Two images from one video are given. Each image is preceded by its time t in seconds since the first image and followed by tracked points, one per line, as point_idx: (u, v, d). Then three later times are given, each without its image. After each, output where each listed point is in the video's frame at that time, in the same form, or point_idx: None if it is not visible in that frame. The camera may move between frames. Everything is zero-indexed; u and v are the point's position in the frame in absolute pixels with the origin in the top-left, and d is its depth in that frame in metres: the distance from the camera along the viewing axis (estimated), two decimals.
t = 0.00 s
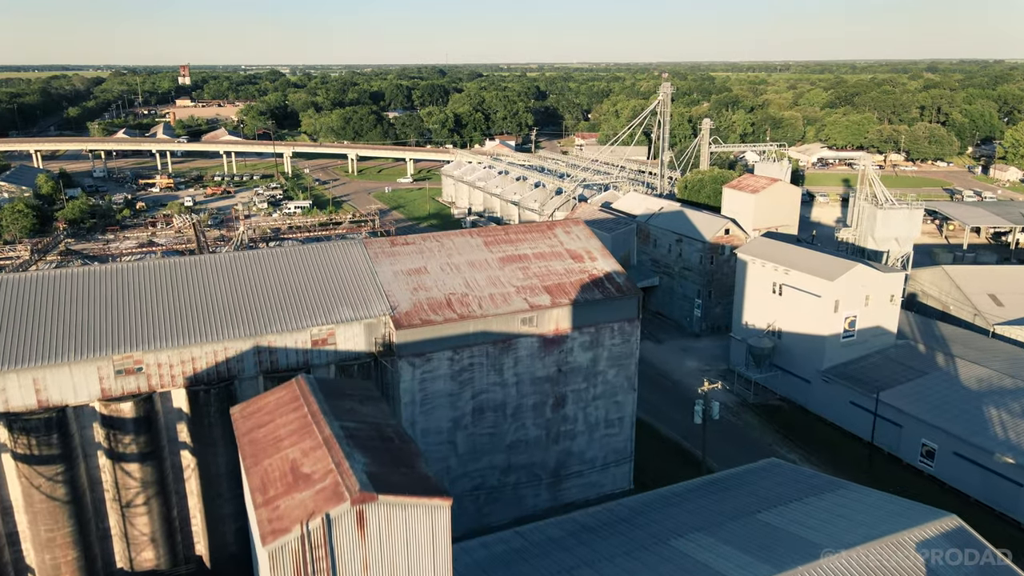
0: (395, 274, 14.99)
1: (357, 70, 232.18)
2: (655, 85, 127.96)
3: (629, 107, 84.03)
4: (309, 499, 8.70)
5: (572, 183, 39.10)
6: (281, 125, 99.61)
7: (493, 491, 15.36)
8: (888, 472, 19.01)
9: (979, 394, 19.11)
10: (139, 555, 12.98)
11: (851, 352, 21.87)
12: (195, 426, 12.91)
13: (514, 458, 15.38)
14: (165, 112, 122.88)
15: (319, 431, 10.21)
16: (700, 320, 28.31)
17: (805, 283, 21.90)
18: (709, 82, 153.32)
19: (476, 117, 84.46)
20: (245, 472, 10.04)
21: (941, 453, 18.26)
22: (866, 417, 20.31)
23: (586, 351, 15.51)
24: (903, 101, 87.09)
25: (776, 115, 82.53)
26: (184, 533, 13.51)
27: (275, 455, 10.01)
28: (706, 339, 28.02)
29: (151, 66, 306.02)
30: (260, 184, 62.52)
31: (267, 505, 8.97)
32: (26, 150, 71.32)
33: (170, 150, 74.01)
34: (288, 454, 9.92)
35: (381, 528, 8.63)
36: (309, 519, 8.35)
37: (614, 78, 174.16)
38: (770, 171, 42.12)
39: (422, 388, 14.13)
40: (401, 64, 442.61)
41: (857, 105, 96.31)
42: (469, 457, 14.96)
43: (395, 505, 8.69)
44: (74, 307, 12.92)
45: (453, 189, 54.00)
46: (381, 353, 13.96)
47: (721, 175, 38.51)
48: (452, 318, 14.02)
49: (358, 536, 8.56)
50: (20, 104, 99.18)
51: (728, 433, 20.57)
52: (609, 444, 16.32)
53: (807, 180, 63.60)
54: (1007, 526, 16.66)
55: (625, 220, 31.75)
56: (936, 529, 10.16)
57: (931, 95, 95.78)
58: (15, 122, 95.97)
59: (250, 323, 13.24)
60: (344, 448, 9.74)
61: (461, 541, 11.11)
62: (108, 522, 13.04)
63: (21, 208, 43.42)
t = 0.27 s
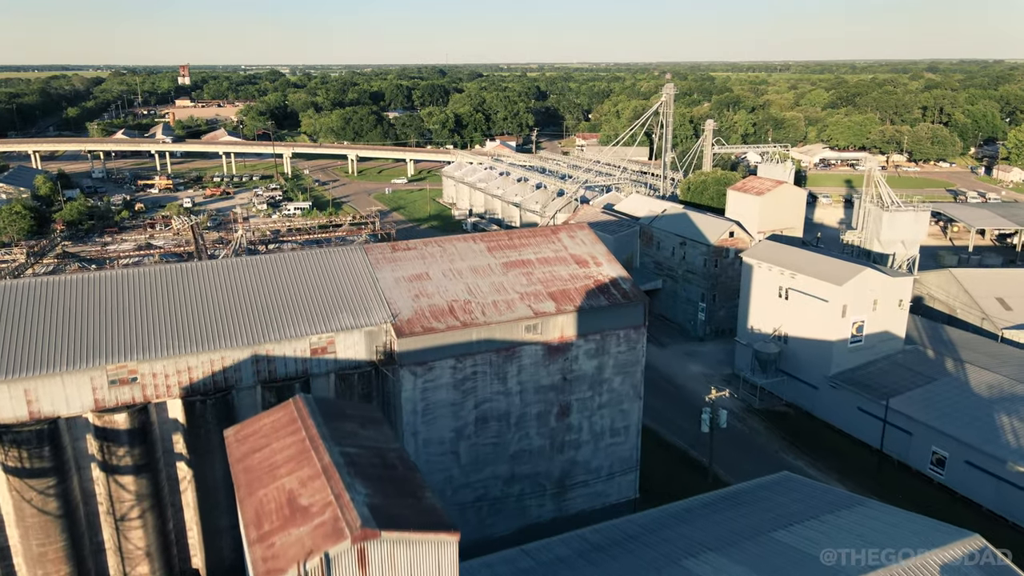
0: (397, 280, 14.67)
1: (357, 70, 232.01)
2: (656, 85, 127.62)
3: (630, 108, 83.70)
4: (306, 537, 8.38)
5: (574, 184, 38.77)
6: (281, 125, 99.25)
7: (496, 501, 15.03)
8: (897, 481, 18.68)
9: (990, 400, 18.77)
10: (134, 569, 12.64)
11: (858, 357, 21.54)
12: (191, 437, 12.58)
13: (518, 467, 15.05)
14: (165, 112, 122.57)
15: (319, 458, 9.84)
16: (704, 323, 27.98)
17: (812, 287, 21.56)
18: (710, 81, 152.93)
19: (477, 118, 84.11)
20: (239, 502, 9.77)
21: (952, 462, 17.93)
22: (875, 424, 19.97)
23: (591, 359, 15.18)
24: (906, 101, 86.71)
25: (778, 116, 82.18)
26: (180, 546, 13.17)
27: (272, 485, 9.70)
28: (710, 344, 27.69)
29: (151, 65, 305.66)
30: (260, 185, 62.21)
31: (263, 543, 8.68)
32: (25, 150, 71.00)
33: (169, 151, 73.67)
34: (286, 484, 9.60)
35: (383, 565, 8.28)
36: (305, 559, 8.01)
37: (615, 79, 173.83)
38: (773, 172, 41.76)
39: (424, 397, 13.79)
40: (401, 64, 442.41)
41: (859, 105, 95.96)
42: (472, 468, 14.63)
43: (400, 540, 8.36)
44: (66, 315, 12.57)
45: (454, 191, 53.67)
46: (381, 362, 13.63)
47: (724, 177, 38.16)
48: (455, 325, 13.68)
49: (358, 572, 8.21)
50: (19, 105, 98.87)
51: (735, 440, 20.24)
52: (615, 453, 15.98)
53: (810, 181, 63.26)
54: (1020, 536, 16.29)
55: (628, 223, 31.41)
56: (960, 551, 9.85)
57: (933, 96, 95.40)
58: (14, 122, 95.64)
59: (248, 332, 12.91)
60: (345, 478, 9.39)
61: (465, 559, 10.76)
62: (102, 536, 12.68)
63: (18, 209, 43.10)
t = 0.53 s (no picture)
0: (398, 286, 14.35)
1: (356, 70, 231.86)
2: (657, 86, 127.31)
3: (631, 108, 83.38)
4: None
5: (576, 186, 38.44)
6: (281, 125, 98.95)
7: (500, 513, 14.69)
8: (907, 489, 18.35)
9: (1001, 407, 18.43)
10: None
11: (866, 363, 21.21)
12: (187, 449, 12.24)
13: (522, 478, 14.73)
14: (165, 112, 122.28)
15: (317, 489, 9.44)
16: (709, 328, 27.67)
17: (819, 291, 21.23)
18: (711, 82, 152.60)
19: (477, 118, 83.80)
20: (233, 537, 9.45)
21: (963, 470, 17.60)
22: (884, 432, 19.64)
23: (596, 367, 14.86)
24: (908, 102, 86.38)
25: (780, 116, 81.86)
26: (176, 560, 12.82)
27: (267, 519, 9.35)
28: (715, 348, 27.38)
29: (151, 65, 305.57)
30: (259, 186, 61.92)
31: None
32: (23, 151, 70.69)
33: (168, 152, 73.37)
34: (282, 517, 9.26)
35: None
36: None
37: (615, 79, 173.56)
38: (776, 173, 41.45)
39: (426, 407, 13.47)
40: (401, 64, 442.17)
41: (861, 105, 95.65)
42: (475, 479, 14.30)
43: None
44: (59, 324, 12.24)
45: (454, 192, 53.37)
46: (382, 371, 13.31)
47: (727, 178, 37.84)
48: (458, 333, 13.36)
49: None
50: (18, 105, 98.59)
51: (741, 448, 19.92)
52: (620, 463, 15.66)
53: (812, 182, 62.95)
54: None
55: (631, 225, 31.10)
56: None
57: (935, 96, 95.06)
58: (13, 123, 95.36)
59: (246, 340, 12.58)
60: (345, 512, 9.02)
61: None
62: (96, 551, 12.35)
63: (16, 210, 42.80)
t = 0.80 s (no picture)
0: (399, 293, 14.02)
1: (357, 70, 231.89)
2: (657, 86, 126.95)
3: (632, 109, 83.07)
4: None
5: (579, 187, 38.08)
6: (281, 125, 98.66)
7: (504, 524, 14.36)
8: (917, 498, 18.04)
9: (1013, 414, 18.09)
10: None
11: (874, 369, 20.89)
12: (183, 461, 11.91)
13: (526, 488, 14.40)
14: (165, 112, 122.04)
15: (315, 524, 8.99)
16: (713, 331, 27.37)
17: (827, 296, 20.91)
18: (712, 82, 152.18)
19: (478, 118, 83.50)
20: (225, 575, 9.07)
21: (975, 479, 17.26)
22: (894, 439, 19.30)
23: (602, 376, 14.54)
24: (910, 102, 86.05)
25: (782, 117, 81.56)
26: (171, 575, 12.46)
27: (262, 556, 8.96)
28: (719, 352, 27.06)
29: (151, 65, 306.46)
30: (259, 187, 61.63)
31: None
32: (22, 152, 70.44)
33: (168, 153, 73.07)
34: (277, 554, 8.85)
35: None
36: None
37: (616, 79, 173.28)
38: (780, 175, 41.15)
39: (428, 418, 13.15)
40: (401, 64, 442.75)
41: (863, 106, 95.31)
42: (478, 490, 13.97)
43: None
44: (51, 333, 11.88)
45: (455, 193, 53.02)
46: (384, 380, 12.98)
47: (731, 180, 37.50)
48: (461, 342, 13.04)
49: None
50: (18, 105, 98.33)
51: (748, 455, 19.61)
52: (626, 473, 15.32)
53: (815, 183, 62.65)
54: None
55: (634, 228, 30.79)
56: None
57: (937, 96, 94.70)
58: (12, 123, 95.10)
59: (243, 350, 12.25)
60: (345, 549, 8.60)
61: None
62: (89, 566, 11.99)
63: (14, 212, 42.50)
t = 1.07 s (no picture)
0: (401, 301, 13.70)
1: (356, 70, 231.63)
2: (658, 87, 126.64)
3: (633, 109, 82.76)
4: None
5: (581, 189, 37.72)
6: (281, 126, 98.35)
7: (508, 536, 14.04)
8: (928, 507, 17.73)
9: None
10: None
11: (883, 375, 20.55)
12: (179, 474, 11.58)
13: (531, 500, 14.07)
14: (164, 113, 121.71)
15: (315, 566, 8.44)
16: (717, 335, 27.05)
17: (834, 301, 20.58)
18: (713, 83, 151.81)
19: (478, 119, 83.22)
20: None
21: (988, 489, 16.89)
22: (904, 447, 18.95)
23: (608, 385, 14.22)
24: (912, 103, 85.75)
25: (783, 117, 81.30)
26: None
27: None
28: (724, 356, 26.75)
29: (151, 65, 306.17)
30: (259, 188, 61.30)
31: None
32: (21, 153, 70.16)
33: (167, 154, 72.77)
34: None
35: None
36: None
37: (616, 79, 173.03)
38: (784, 176, 40.83)
39: (430, 429, 12.82)
40: (401, 64, 442.57)
41: (864, 106, 95.03)
42: (481, 502, 13.64)
43: None
44: (43, 343, 11.56)
45: (456, 195, 52.70)
46: (385, 391, 12.65)
47: (734, 182, 37.15)
48: (464, 351, 12.71)
49: None
50: (17, 106, 98.06)
51: (756, 464, 19.29)
52: (633, 483, 14.99)
53: (817, 184, 62.34)
54: None
55: (638, 230, 30.47)
56: None
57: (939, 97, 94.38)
58: (11, 124, 94.78)
59: (240, 359, 11.92)
60: None
61: None
62: None
63: (11, 213, 42.21)
